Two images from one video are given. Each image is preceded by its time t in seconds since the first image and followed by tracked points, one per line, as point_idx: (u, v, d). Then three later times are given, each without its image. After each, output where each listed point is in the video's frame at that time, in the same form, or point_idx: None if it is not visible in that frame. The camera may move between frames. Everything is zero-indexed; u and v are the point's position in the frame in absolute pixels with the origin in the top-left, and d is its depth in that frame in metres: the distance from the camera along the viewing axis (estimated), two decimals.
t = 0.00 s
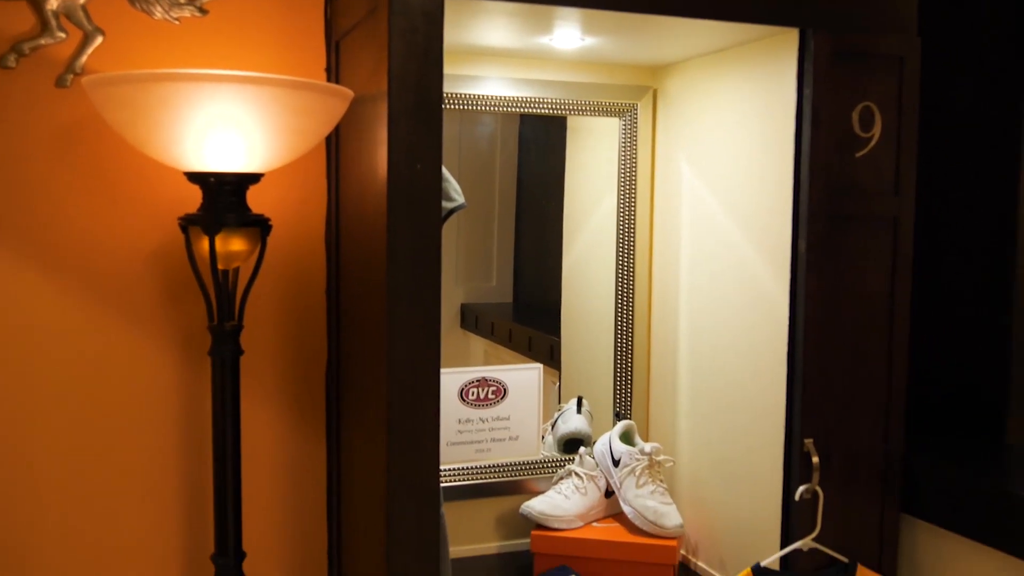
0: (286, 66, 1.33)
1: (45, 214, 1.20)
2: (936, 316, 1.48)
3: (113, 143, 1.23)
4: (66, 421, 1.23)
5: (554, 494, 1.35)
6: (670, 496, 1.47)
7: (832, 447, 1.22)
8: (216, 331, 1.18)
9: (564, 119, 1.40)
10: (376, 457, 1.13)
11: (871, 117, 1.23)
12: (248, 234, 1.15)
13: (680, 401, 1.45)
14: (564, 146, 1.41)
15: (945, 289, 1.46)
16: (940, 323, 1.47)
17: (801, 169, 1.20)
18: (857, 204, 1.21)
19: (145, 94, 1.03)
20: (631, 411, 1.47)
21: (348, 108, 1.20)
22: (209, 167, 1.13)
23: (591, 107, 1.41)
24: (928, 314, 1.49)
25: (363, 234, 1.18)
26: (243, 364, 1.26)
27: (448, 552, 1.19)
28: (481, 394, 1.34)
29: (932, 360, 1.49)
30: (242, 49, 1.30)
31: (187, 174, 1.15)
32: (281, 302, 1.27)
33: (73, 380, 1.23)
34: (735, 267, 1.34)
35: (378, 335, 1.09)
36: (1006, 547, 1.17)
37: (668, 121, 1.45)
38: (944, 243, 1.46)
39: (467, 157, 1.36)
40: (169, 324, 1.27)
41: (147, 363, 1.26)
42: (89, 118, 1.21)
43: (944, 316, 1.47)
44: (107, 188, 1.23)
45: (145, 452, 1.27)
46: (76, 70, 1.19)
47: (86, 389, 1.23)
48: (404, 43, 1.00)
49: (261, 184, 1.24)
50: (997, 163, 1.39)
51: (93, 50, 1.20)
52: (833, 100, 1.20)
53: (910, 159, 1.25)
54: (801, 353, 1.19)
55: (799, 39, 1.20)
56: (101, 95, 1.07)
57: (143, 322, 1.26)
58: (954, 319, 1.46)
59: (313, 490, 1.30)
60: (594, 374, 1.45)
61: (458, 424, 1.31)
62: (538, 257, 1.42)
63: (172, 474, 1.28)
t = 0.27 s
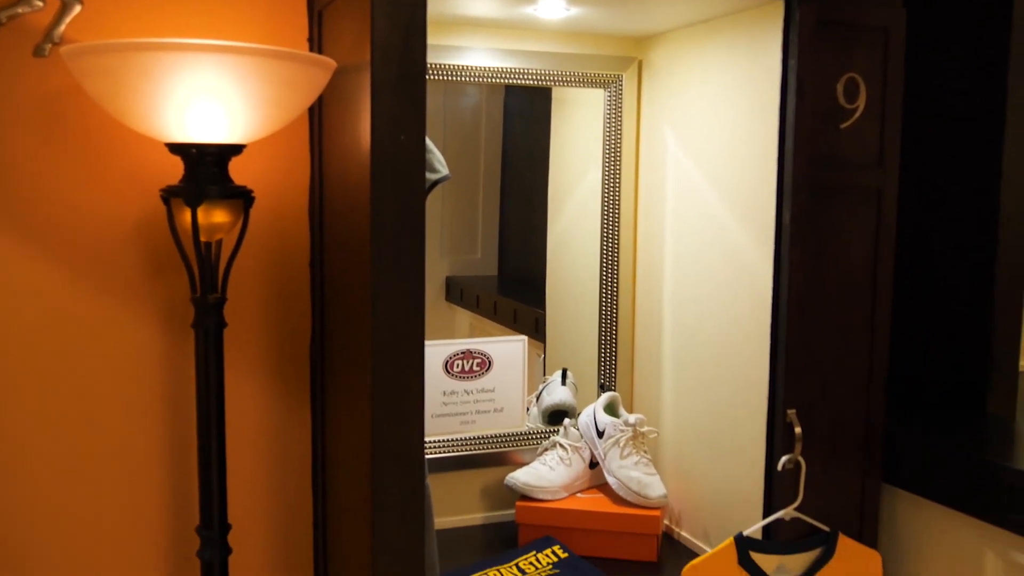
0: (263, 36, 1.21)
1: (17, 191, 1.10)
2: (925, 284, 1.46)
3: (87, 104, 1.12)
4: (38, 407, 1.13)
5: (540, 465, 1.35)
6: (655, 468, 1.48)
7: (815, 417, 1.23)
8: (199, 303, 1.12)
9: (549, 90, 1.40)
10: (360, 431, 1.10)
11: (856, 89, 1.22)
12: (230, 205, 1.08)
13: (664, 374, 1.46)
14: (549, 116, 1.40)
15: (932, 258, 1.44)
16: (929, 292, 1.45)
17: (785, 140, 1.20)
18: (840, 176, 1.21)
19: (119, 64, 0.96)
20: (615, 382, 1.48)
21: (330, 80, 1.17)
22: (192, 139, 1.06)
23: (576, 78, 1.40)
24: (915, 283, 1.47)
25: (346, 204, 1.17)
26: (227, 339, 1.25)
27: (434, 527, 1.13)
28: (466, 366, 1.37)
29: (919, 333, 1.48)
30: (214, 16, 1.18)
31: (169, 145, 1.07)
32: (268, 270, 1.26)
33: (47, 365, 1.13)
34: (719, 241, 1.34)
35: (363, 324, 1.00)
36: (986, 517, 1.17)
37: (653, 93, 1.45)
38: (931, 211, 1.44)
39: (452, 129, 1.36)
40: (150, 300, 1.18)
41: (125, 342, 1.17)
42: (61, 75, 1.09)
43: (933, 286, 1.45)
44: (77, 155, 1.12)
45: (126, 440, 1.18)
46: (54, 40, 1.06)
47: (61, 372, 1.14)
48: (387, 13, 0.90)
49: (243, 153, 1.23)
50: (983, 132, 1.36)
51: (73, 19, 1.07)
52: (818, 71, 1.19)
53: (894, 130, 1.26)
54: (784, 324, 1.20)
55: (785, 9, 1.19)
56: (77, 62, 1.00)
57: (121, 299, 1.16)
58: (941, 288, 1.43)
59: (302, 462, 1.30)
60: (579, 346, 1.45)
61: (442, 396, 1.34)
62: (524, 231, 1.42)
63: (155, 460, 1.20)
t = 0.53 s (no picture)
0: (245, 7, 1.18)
1: None
2: (904, 248, 1.48)
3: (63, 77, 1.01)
4: (7, 399, 1.02)
5: (523, 437, 1.37)
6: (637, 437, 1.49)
7: (797, 391, 1.24)
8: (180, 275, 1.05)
9: (533, 61, 1.40)
10: (341, 405, 1.08)
11: (839, 61, 1.21)
12: (213, 176, 1.01)
13: (648, 347, 1.46)
14: (532, 87, 1.41)
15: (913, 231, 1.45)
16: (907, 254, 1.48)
17: (769, 113, 1.20)
18: (824, 149, 1.21)
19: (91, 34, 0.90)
20: (599, 354, 1.50)
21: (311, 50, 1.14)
22: (170, 110, 0.98)
23: (559, 50, 1.40)
24: (895, 247, 1.49)
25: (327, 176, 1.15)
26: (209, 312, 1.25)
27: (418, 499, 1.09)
28: (450, 339, 1.36)
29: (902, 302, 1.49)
30: None
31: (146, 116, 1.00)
32: (251, 242, 1.25)
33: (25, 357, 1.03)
34: (706, 214, 1.34)
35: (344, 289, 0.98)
36: (964, 487, 1.18)
37: (638, 64, 1.45)
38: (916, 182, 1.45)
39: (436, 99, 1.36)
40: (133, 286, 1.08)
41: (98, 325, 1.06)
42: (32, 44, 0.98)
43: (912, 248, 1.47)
44: (55, 133, 1.00)
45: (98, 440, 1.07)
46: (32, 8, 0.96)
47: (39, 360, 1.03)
48: None
49: (225, 124, 1.22)
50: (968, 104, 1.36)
51: None
52: (803, 43, 1.18)
53: (878, 101, 1.24)
54: (767, 298, 1.20)
55: None
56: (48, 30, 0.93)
57: (104, 280, 1.05)
58: (922, 256, 1.45)
59: (287, 437, 1.30)
60: (563, 317, 1.47)
61: (427, 368, 1.34)
62: (508, 205, 1.43)
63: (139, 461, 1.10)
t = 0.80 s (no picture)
0: None
1: None
2: (888, 230, 1.45)
3: (43, 49, 1.13)
4: None
5: (508, 411, 1.38)
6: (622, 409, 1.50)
7: (780, 362, 1.24)
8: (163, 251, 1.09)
9: (517, 33, 1.41)
10: (325, 377, 1.09)
11: (824, 34, 1.20)
12: (195, 150, 1.05)
13: (632, 320, 1.48)
14: (517, 60, 1.43)
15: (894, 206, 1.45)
16: (891, 236, 1.45)
17: (753, 86, 1.19)
18: (807, 121, 1.21)
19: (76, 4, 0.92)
20: (584, 327, 1.52)
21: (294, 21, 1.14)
22: (152, 83, 1.01)
23: (544, 22, 1.41)
24: (879, 228, 1.45)
25: (309, 149, 1.14)
26: (192, 286, 1.24)
27: (403, 472, 1.11)
28: (435, 312, 1.37)
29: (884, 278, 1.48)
30: None
31: (129, 90, 1.02)
32: (234, 216, 1.25)
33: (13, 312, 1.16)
34: (688, 187, 1.33)
35: (331, 260, 1.00)
36: (945, 456, 1.19)
37: (623, 36, 1.44)
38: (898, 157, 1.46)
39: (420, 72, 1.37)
40: (115, 244, 1.21)
41: (95, 286, 1.20)
42: (25, 29, 1.12)
43: (897, 230, 1.45)
44: (39, 106, 1.14)
45: (91, 388, 1.22)
46: None
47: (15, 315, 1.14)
48: None
49: (205, 95, 1.20)
50: (949, 79, 1.39)
51: None
52: (787, 15, 1.17)
53: (862, 74, 1.24)
54: (751, 269, 1.21)
55: None
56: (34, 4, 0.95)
57: (86, 249, 1.19)
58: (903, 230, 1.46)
59: (272, 411, 1.30)
60: (547, 289, 1.49)
61: (412, 341, 1.35)
62: (492, 177, 1.46)
63: (123, 412, 1.24)
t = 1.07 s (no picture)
0: None
1: None
2: (868, 210, 1.48)
3: (19, 21, 1.12)
4: None
5: (493, 383, 1.39)
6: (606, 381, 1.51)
7: (764, 333, 1.25)
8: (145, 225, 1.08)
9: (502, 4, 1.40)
10: (308, 349, 1.09)
11: (810, 5, 1.20)
12: (175, 122, 1.04)
13: (616, 293, 1.48)
14: (501, 32, 1.42)
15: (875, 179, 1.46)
16: (882, 228, 1.47)
17: (739, 58, 1.18)
18: (792, 93, 1.20)
19: None
20: (568, 301, 1.53)
21: None
22: (132, 53, 0.99)
23: None
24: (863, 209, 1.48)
25: (289, 122, 1.13)
26: (174, 259, 1.23)
27: (387, 445, 1.11)
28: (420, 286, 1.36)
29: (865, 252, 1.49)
30: None
31: (107, 61, 1.01)
32: (216, 189, 1.24)
33: None
34: (672, 159, 1.33)
35: (314, 231, 1.00)
36: (926, 427, 1.20)
37: (608, 7, 1.43)
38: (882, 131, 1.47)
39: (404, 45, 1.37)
40: (95, 218, 1.20)
41: (76, 261, 1.19)
42: None
43: (877, 209, 1.48)
44: (17, 78, 1.13)
45: (69, 363, 1.21)
46: None
47: None
48: None
49: (185, 66, 1.19)
50: (934, 52, 1.38)
51: None
52: None
53: (848, 47, 1.23)
54: (735, 241, 1.21)
55: None
56: None
57: (67, 223, 1.18)
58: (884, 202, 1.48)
59: (255, 384, 1.30)
60: (531, 261, 1.50)
61: (396, 315, 1.34)
62: (477, 150, 1.46)
63: (105, 387, 1.24)
